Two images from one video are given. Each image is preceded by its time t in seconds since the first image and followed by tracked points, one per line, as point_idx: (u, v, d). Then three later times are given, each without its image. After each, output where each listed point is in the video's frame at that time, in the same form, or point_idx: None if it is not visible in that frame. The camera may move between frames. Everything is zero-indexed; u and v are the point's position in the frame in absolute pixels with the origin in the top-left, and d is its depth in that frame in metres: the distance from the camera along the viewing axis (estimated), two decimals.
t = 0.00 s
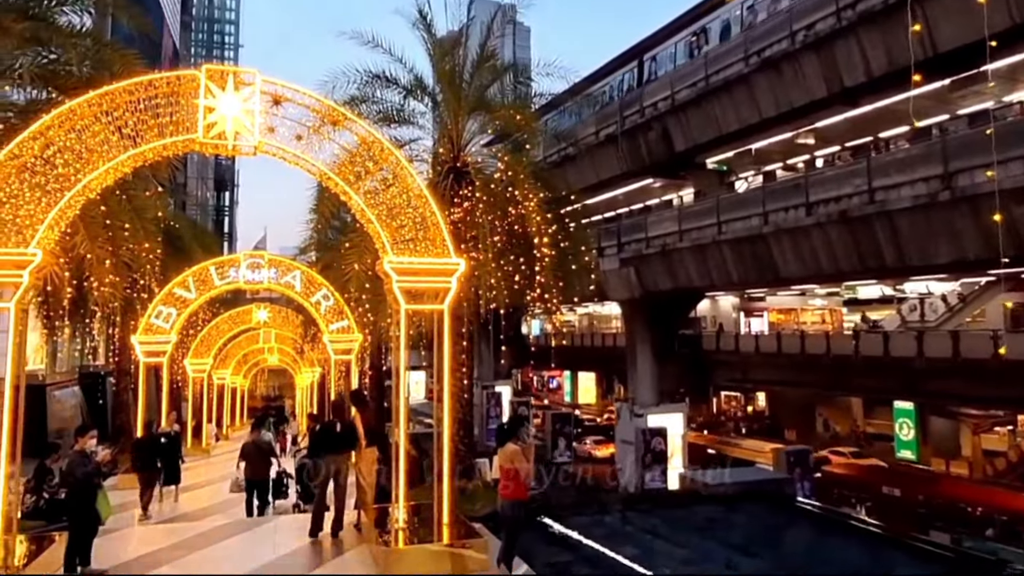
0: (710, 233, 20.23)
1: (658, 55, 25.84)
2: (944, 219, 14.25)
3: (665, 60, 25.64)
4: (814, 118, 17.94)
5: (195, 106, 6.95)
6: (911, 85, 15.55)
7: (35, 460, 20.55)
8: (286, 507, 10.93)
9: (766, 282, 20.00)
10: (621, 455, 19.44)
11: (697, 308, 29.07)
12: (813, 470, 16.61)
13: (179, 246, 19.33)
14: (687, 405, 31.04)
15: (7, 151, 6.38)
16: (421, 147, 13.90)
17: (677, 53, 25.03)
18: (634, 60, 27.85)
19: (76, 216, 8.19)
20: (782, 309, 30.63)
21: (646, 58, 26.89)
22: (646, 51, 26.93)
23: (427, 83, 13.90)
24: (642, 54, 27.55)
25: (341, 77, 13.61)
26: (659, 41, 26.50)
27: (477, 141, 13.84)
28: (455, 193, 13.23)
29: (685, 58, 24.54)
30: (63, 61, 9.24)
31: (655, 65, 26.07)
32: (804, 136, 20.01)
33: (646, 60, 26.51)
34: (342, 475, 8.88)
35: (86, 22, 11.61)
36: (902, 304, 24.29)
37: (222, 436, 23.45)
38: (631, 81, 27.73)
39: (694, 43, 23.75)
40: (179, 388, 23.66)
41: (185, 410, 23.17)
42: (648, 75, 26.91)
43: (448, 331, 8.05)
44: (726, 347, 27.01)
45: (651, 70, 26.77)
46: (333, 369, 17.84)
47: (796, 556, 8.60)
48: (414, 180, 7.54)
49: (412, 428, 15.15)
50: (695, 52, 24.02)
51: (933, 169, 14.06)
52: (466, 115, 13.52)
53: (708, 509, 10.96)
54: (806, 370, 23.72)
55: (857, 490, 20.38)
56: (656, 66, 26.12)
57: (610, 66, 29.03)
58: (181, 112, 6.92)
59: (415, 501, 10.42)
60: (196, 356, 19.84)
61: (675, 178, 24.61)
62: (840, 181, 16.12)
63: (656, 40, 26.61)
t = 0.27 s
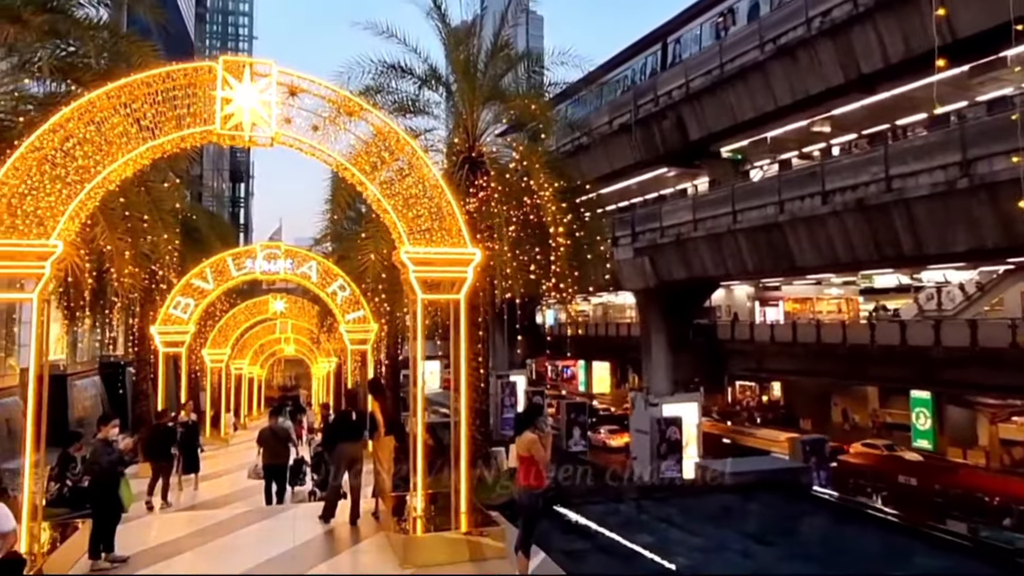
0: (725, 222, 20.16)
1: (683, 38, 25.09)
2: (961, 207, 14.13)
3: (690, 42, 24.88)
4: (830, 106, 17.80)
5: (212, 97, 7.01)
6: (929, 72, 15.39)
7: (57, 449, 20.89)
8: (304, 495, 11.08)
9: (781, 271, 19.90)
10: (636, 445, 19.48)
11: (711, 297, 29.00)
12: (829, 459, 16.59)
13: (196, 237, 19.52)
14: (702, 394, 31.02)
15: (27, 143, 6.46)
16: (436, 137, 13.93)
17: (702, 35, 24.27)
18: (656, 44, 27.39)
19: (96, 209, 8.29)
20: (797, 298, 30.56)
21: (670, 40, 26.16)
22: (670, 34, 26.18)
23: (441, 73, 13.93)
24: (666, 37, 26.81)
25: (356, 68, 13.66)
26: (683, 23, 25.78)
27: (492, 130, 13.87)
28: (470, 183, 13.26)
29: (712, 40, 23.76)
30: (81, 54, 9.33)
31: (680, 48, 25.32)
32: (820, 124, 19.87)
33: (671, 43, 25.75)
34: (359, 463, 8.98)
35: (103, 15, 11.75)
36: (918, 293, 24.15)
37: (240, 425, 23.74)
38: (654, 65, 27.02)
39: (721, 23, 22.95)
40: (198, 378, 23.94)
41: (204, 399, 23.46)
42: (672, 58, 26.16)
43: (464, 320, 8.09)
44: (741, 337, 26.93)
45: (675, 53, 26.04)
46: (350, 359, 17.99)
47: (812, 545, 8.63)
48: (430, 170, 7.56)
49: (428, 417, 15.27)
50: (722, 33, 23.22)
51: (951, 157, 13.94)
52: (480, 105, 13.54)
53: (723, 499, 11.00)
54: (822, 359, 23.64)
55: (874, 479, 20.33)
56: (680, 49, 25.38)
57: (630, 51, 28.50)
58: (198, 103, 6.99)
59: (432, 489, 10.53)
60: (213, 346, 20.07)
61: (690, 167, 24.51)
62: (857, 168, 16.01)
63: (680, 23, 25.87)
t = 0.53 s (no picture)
0: (741, 213, 20.08)
1: (709, 20, 24.36)
2: (980, 197, 14.00)
3: (716, 25, 24.15)
4: (847, 95, 17.65)
5: (230, 89, 7.08)
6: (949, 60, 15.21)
7: (80, 439, 21.21)
8: (322, 484, 11.21)
9: (797, 262, 19.80)
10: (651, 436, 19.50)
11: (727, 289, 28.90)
12: (845, 451, 16.55)
13: (214, 229, 19.69)
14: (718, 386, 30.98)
15: (49, 136, 6.57)
16: (452, 128, 13.97)
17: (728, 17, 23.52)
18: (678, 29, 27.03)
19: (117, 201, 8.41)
20: (813, 290, 30.46)
21: (696, 23, 25.44)
22: (696, 16, 25.47)
23: (457, 64, 13.95)
24: (692, 19, 26.09)
25: (372, 59, 13.72)
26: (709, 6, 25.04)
27: (507, 121, 13.88)
28: (485, 174, 13.28)
29: (738, 22, 22.97)
30: (100, 47, 9.43)
31: (706, 30, 24.59)
32: (836, 114, 19.70)
33: (696, 25, 25.06)
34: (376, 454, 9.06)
35: (119, 9, 11.85)
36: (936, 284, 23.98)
37: (258, 415, 23.99)
38: (679, 48, 26.35)
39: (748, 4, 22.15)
40: (216, 368, 24.19)
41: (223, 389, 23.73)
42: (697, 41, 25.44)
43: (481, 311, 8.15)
44: (757, 328, 26.82)
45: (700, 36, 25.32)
46: (366, 350, 18.12)
47: (828, 536, 8.63)
48: (447, 162, 7.60)
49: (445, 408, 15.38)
50: (749, 16, 22.39)
51: (970, 147, 13.80)
52: (495, 96, 13.56)
53: (739, 490, 11.01)
54: (838, 351, 23.52)
55: (891, 471, 20.26)
56: (706, 32, 24.65)
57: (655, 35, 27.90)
58: (216, 95, 7.06)
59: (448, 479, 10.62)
60: (231, 337, 20.28)
61: (705, 158, 24.40)
62: (874, 159, 15.88)
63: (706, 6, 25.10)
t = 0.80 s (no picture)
0: (757, 203, 19.99)
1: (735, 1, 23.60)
2: (999, 187, 13.86)
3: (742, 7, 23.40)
4: (864, 84, 17.50)
5: (247, 80, 7.15)
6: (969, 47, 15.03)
7: (101, 428, 21.51)
8: (339, 472, 11.33)
9: (813, 252, 19.69)
10: (666, 427, 19.53)
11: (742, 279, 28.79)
12: (861, 442, 16.50)
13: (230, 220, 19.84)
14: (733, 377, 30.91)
15: (69, 127, 6.65)
16: (467, 118, 13.99)
17: None
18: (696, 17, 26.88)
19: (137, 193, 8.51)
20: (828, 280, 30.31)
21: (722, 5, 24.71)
22: None
23: (472, 54, 13.95)
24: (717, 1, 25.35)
25: (387, 50, 13.76)
26: None
27: (522, 111, 13.87)
28: (501, 163, 13.30)
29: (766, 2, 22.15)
30: (119, 38, 9.52)
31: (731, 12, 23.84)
32: (853, 103, 19.52)
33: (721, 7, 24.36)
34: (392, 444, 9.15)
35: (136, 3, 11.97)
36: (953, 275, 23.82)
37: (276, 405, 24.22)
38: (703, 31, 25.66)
39: None
40: (233, 359, 24.43)
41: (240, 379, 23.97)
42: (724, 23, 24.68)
43: (498, 300, 8.18)
44: (772, 319, 26.71)
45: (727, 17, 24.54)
46: (382, 341, 18.24)
47: (844, 527, 8.64)
48: (463, 151, 7.63)
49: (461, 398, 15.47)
50: None
51: (989, 135, 13.65)
52: (510, 86, 13.56)
53: (755, 480, 11.02)
54: (854, 342, 23.41)
55: (907, 463, 20.18)
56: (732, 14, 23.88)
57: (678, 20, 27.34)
58: (234, 85, 7.13)
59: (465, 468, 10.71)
60: (248, 327, 20.46)
61: (720, 147, 24.27)
62: (891, 148, 15.76)
63: None
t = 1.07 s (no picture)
0: (772, 192, 19.88)
1: None
2: (1017, 175, 13.71)
3: None
4: (880, 71, 17.31)
5: (264, 70, 7.20)
6: (987, 34, 14.83)
7: (121, 418, 21.80)
8: (355, 461, 11.43)
9: (828, 241, 19.56)
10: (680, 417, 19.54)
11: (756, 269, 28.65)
12: (877, 432, 16.42)
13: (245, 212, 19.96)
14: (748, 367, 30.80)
15: (88, 119, 6.71)
16: (481, 108, 14.00)
17: None
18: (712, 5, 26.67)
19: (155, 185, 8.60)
20: (844, 269, 30.10)
21: None
22: None
23: (486, 44, 13.94)
24: None
25: (402, 40, 13.77)
26: None
27: (537, 100, 13.85)
28: (516, 153, 13.31)
29: None
30: (135, 30, 9.60)
31: None
32: (869, 90, 19.32)
33: None
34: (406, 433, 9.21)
35: None
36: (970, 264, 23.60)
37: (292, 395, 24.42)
38: (727, 15, 25.11)
39: None
40: (250, 349, 24.64)
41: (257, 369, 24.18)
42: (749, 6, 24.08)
43: (514, 289, 8.21)
44: (787, 309, 26.56)
45: None
46: (397, 331, 18.32)
47: (860, 517, 8.63)
48: (478, 141, 7.65)
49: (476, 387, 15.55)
50: None
51: (1008, 123, 13.49)
52: (525, 75, 13.55)
53: (770, 470, 11.00)
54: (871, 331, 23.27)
55: (924, 453, 20.07)
56: None
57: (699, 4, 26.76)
58: (250, 76, 7.19)
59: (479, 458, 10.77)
60: (264, 318, 20.59)
61: (735, 136, 24.10)
62: (908, 136, 15.62)
63: None
